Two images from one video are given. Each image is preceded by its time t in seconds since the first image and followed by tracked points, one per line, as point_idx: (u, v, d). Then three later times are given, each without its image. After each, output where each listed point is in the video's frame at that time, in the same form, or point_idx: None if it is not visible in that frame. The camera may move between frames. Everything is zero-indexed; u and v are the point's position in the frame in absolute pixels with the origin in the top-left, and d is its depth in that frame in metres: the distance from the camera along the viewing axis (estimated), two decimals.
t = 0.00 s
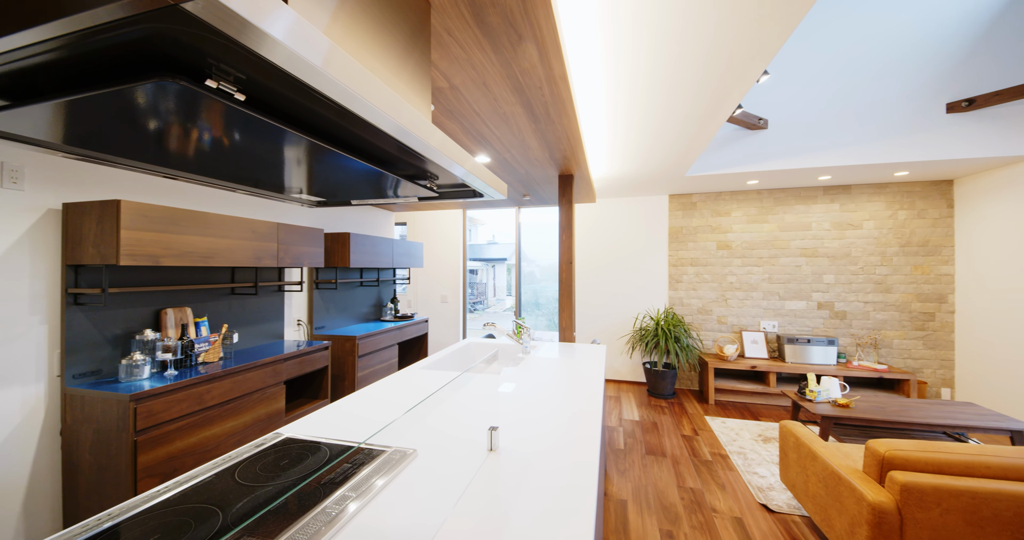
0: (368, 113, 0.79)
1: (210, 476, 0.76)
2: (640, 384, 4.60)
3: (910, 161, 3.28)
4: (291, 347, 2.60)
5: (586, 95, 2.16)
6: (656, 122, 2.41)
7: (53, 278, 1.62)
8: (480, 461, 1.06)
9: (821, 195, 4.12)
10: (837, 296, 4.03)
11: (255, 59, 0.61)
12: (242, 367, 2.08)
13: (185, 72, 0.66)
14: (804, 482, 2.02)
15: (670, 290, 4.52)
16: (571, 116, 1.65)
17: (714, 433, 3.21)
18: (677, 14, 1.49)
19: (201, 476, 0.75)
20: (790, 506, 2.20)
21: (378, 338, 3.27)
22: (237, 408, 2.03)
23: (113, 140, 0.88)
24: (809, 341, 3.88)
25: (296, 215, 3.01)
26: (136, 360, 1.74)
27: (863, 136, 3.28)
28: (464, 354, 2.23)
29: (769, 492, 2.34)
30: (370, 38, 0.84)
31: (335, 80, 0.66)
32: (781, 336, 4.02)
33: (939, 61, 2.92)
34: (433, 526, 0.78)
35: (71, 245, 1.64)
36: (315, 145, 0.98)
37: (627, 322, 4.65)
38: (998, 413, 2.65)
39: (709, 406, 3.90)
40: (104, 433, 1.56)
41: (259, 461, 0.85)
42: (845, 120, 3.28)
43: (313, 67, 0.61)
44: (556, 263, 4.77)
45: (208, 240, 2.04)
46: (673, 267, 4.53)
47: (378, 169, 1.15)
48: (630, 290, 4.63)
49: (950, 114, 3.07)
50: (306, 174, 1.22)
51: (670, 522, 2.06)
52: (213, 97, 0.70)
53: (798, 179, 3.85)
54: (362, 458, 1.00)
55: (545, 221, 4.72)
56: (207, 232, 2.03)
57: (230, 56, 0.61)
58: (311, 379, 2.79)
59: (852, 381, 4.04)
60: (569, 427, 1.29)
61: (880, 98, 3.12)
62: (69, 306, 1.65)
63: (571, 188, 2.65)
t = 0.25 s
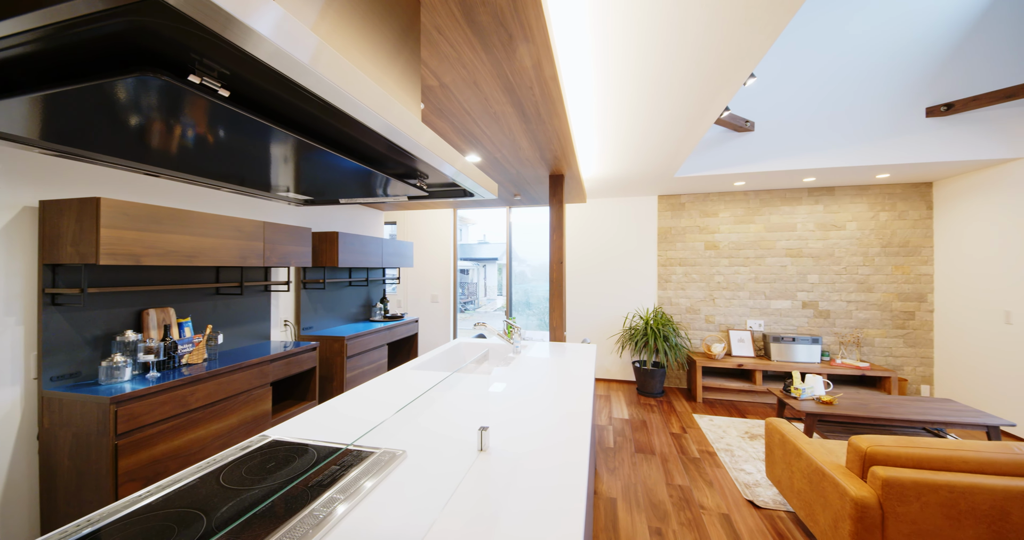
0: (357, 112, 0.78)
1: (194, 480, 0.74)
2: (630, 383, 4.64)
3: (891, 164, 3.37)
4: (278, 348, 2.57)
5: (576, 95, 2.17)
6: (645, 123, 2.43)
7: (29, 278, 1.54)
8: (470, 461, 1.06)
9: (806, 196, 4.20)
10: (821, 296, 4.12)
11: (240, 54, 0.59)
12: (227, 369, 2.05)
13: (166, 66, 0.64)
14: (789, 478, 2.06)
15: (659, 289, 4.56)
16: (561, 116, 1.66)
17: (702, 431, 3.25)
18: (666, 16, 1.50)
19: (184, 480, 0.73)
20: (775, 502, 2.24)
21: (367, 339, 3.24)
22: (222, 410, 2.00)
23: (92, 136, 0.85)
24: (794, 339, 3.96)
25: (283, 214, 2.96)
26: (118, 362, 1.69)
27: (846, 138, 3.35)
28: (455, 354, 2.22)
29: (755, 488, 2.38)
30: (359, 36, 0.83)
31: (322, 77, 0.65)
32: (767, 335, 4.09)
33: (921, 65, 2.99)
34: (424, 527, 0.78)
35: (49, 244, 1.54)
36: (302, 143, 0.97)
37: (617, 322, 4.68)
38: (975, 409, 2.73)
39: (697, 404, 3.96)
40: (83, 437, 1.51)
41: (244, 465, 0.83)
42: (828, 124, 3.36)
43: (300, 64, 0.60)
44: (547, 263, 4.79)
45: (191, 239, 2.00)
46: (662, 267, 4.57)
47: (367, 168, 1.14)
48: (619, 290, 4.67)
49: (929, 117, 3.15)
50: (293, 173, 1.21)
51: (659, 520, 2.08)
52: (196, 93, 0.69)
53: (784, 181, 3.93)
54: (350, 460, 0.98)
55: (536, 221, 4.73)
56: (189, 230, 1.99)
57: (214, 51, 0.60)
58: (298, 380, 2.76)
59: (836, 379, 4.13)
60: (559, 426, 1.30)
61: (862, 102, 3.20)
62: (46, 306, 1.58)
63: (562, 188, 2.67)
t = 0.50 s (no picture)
0: (346, 110, 0.78)
1: (177, 483, 0.72)
2: (619, 382, 4.67)
3: (873, 167, 3.45)
4: (264, 349, 2.53)
5: (567, 97, 2.18)
6: (635, 125, 2.46)
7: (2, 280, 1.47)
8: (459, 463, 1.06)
9: (791, 198, 4.28)
10: (805, 295, 4.20)
11: (224, 50, 0.58)
12: (212, 371, 2.01)
13: (147, 62, 0.62)
14: (774, 474, 2.10)
15: (648, 289, 4.61)
16: (551, 116, 1.67)
17: (690, 429, 3.29)
18: (656, 18, 1.52)
19: (167, 486, 0.71)
20: (761, 498, 2.28)
21: (356, 340, 3.21)
22: (207, 413, 1.96)
23: (70, 132, 0.83)
24: (779, 338, 4.03)
25: (269, 213, 2.91)
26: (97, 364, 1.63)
27: (830, 141, 3.42)
28: (445, 354, 2.21)
29: (742, 485, 2.42)
30: (348, 35, 0.82)
31: (310, 74, 0.64)
32: (753, 334, 4.16)
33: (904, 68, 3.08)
34: (414, 527, 0.78)
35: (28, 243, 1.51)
36: (289, 141, 0.96)
37: (606, 321, 4.72)
38: (952, 405, 2.82)
39: (685, 402, 4.00)
40: (61, 442, 1.47)
41: (228, 469, 0.81)
42: (813, 127, 3.43)
43: (287, 60, 0.59)
44: (537, 263, 4.81)
45: (173, 238, 1.96)
46: (651, 267, 4.62)
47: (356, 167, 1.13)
48: (609, 290, 4.70)
49: (909, 121, 3.24)
50: (280, 171, 1.19)
51: (647, 517, 2.09)
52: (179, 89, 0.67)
53: (769, 183, 4.00)
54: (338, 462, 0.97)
55: (526, 222, 4.75)
56: (172, 230, 1.95)
57: (198, 46, 0.59)
58: (284, 382, 2.72)
59: (820, 377, 4.22)
60: (549, 426, 1.30)
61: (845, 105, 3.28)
62: (22, 309, 1.51)
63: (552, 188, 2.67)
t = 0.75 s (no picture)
0: (334, 109, 0.77)
1: (161, 488, 0.71)
2: (610, 381, 4.70)
3: (856, 169, 3.52)
4: (250, 350, 2.49)
5: (558, 97, 2.19)
6: (625, 126, 2.48)
7: None
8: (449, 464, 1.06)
9: (777, 199, 4.36)
10: (790, 295, 4.28)
11: (209, 47, 0.57)
12: (196, 372, 1.97)
13: (129, 57, 0.61)
14: (761, 471, 2.13)
15: (638, 290, 4.65)
16: (542, 116, 1.67)
17: (679, 427, 3.33)
18: (646, 20, 1.54)
19: (151, 491, 0.69)
20: (749, 494, 2.31)
21: (345, 340, 3.18)
22: (191, 416, 1.93)
23: (48, 128, 0.81)
24: (766, 337, 4.10)
25: (256, 212, 2.87)
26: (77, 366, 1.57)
27: (816, 143, 3.49)
28: (435, 355, 2.20)
29: (729, 482, 2.45)
30: (336, 32, 0.81)
31: (297, 70, 0.63)
32: (741, 333, 4.22)
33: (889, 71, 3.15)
34: (405, 528, 0.78)
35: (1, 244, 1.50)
36: (276, 139, 0.94)
37: (597, 321, 4.75)
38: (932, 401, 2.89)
39: (674, 401, 4.05)
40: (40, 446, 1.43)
41: (213, 474, 0.80)
42: (798, 130, 3.49)
43: (274, 56, 0.58)
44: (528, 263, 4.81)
45: (156, 237, 1.92)
46: (641, 267, 4.65)
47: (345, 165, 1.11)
48: (599, 290, 4.73)
49: (891, 125, 3.32)
50: (267, 170, 1.17)
51: (637, 515, 2.11)
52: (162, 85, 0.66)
53: (756, 184, 4.06)
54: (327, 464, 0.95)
55: (517, 222, 4.75)
56: (154, 228, 1.91)
57: (181, 42, 0.58)
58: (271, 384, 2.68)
59: (805, 375, 4.30)
60: (539, 425, 1.31)
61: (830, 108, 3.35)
62: None
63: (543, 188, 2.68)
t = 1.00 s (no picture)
0: (324, 108, 0.76)
1: (147, 492, 0.69)
2: (602, 381, 4.73)
3: (843, 171, 3.59)
4: (238, 352, 2.46)
5: (551, 98, 2.19)
6: (617, 127, 2.50)
7: None
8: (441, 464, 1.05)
9: (766, 200, 4.42)
10: (778, 294, 4.35)
11: (196, 43, 0.56)
12: (183, 374, 1.94)
13: (113, 53, 0.60)
14: (750, 468, 2.16)
15: (630, 290, 4.68)
16: (534, 117, 1.68)
17: (670, 425, 3.36)
18: (637, 22, 1.55)
19: (136, 495, 0.68)
20: (738, 492, 2.34)
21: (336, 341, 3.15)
22: (177, 419, 1.89)
23: (28, 125, 0.79)
24: (755, 336, 4.15)
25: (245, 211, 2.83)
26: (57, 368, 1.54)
27: (803, 144, 3.54)
28: (427, 355, 2.20)
29: (719, 480, 2.49)
30: (327, 32, 0.80)
31: (287, 68, 0.62)
32: (730, 332, 4.28)
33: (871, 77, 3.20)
34: (396, 528, 0.77)
35: None
36: (265, 138, 0.93)
37: (589, 321, 4.77)
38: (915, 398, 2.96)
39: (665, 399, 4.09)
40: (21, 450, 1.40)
41: (200, 477, 0.78)
42: (786, 132, 3.54)
43: (263, 53, 0.57)
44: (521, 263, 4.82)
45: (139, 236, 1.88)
46: (632, 267, 4.69)
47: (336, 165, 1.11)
48: (591, 290, 4.75)
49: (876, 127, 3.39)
50: (256, 168, 1.16)
51: (629, 513, 2.13)
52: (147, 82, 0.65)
53: (745, 185, 4.12)
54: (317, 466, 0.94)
55: (510, 222, 4.76)
56: (139, 228, 1.87)
57: (167, 38, 0.57)
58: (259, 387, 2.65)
59: (793, 373, 4.37)
60: (531, 425, 1.31)
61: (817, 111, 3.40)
62: None
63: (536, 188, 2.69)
